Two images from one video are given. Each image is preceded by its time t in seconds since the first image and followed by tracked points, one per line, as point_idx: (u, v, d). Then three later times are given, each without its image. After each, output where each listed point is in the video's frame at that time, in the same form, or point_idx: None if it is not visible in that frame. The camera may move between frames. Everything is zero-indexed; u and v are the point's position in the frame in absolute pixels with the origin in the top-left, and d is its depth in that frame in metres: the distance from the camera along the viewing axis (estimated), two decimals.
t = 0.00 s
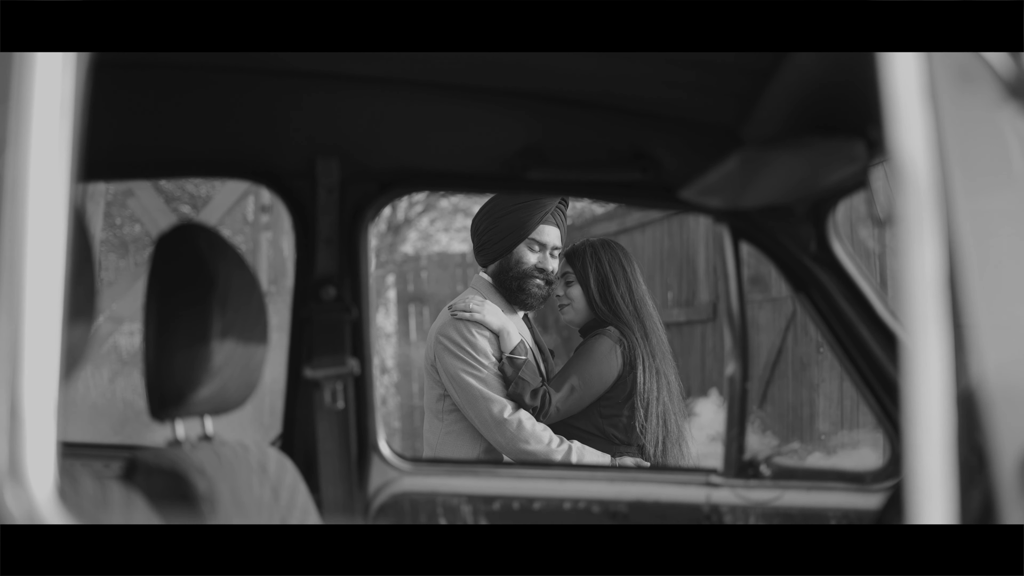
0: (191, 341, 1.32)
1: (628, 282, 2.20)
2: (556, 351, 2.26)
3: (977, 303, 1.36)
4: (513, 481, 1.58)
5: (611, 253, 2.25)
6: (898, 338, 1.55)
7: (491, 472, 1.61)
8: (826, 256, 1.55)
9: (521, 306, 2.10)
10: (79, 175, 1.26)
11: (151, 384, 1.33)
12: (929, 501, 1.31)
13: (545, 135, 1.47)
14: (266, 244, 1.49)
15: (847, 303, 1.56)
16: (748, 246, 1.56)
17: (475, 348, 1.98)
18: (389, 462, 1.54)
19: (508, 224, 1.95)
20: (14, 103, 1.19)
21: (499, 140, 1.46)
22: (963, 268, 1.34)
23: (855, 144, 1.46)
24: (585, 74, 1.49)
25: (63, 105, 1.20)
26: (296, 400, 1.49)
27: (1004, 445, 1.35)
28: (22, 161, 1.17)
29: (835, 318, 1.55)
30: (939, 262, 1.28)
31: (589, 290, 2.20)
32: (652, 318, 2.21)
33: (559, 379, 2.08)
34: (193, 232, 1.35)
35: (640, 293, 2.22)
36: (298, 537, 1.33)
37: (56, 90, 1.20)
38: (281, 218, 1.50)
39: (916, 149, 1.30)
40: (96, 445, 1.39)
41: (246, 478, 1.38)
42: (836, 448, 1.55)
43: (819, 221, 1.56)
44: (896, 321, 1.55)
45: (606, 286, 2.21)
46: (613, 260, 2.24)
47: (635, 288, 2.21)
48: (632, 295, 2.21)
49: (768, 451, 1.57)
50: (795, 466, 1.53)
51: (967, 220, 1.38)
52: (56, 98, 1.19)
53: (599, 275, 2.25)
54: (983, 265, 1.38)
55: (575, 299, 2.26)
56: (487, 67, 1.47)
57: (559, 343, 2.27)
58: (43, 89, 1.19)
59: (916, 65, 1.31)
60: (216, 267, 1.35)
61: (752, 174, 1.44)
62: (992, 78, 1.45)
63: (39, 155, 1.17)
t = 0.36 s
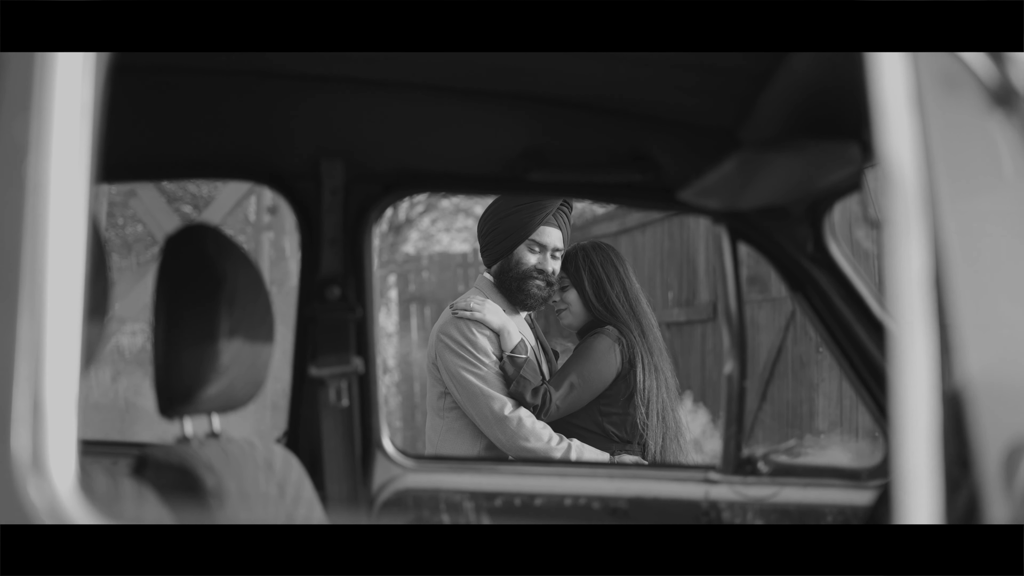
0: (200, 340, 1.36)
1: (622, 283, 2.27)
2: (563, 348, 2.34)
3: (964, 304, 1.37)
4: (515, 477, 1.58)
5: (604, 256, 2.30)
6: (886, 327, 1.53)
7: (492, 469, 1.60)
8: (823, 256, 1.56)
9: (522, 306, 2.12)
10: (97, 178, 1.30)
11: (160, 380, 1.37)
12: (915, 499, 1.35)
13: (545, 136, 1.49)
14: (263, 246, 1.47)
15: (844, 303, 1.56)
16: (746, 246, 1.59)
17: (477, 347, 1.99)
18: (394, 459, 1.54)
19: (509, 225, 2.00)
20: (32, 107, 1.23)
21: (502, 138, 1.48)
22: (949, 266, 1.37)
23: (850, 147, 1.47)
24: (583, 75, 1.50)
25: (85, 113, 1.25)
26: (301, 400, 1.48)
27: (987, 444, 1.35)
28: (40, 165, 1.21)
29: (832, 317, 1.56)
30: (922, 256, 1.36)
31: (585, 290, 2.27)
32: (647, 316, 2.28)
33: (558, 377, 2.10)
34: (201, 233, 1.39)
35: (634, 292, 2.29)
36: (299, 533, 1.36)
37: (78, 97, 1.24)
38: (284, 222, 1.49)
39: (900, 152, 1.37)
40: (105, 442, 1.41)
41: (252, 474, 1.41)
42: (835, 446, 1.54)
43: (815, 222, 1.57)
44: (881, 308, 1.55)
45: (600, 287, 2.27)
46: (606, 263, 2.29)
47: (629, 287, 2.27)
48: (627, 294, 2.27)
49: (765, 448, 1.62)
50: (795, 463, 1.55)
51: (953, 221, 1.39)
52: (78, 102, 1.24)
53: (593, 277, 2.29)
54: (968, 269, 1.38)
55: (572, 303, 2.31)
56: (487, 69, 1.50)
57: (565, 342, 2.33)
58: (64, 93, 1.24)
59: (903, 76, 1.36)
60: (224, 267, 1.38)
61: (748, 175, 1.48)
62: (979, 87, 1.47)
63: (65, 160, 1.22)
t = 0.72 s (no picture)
0: (208, 340, 1.38)
1: (617, 283, 2.29)
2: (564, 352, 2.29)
3: (954, 316, 1.37)
4: (517, 475, 1.59)
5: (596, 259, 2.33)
6: (877, 320, 1.58)
7: (495, 467, 1.62)
8: (819, 257, 1.59)
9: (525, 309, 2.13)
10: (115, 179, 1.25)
11: (169, 379, 1.39)
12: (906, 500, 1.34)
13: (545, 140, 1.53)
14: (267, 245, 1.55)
15: (840, 304, 1.59)
16: (745, 249, 1.62)
17: (479, 345, 2.02)
18: (397, 457, 1.61)
19: (514, 226, 2.01)
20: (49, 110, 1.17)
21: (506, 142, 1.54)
22: (937, 276, 1.37)
23: (847, 150, 1.50)
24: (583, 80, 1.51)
25: (106, 122, 1.18)
26: (307, 397, 1.57)
27: (977, 456, 1.36)
28: (56, 171, 1.15)
29: (829, 318, 1.59)
30: (914, 265, 1.34)
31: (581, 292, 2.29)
32: (642, 316, 2.31)
33: (558, 376, 2.12)
34: (208, 235, 1.41)
35: (629, 292, 2.31)
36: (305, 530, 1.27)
37: (98, 107, 1.18)
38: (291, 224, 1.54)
39: (890, 162, 1.36)
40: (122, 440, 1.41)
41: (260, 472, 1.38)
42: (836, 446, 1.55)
43: (812, 223, 1.60)
44: (873, 301, 1.59)
45: (596, 289, 2.29)
46: (600, 266, 2.32)
47: (624, 288, 2.29)
48: (623, 294, 2.29)
49: (763, 445, 1.64)
50: (792, 461, 1.56)
51: (944, 232, 1.38)
52: (98, 110, 1.18)
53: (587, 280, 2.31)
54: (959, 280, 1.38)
55: (569, 307, 2.32)
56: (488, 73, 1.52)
57: (564, 345, 2.29)
58: (85, 99, 1.18)
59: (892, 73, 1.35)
60: (231, 270, 1.40)
61: (746, 178, 1.51)
62: (967, 91, 1.44)
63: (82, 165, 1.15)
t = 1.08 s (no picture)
0: (214, 340, 1.30)
1: (613, 286, 2.34)
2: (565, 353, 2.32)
3: (950, 329, 1.02)
4: (518, 473, 1.60)
5: (590, 262, 2.37)
6: (867, 312, 1.57)
7: (495, 464, 1.68)
8: (816, 259, 1.61)
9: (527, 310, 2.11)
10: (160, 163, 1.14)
11: (177, 379, 1.33)
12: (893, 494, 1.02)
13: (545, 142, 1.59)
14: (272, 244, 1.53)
15: (837, 304, 1.60)
16: (742, 249, 1.66)
17: (482, 344, 2.03)
18: (400, 455, 1.67)
19: (514, 230, 2.04)
20: (48, 78, 0.87)
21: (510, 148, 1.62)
22: (928, 288, 1.03)
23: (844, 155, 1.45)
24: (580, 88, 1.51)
25: (126, 110, 0.88)
26: (312, 399, 1.63)
27: (963, 456, 1.00)
28: (70, 173, 0.85)
29: (825, 318, 1.60)
30: (905, 269, 1.03)
31: (579, 294, 2.30)
32: (638, 317, 2.35)
33: (559, 376, 2.11)
34: (215, 238, 1.36)
35: (624, 293, 2.35)
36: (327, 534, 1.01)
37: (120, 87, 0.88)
38: (298, 226, 1.60)
39: (880, 169, 1.04)
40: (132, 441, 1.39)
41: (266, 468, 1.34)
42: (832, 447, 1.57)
43: (810, 226, 1.60)
44: (864, 295, 1.59)
45: (592, 291, 2.32)
46: (595, 268, 2.35)
47: (619, 289, 2.34)
48: (619, 295, 2.33)
49: (760, 444, 1.67)
50: (789, 459, 1.60)
51: (937, 240, 1.02)
52: (116, 111, 0.87)
53: (583, 282, 2.33)
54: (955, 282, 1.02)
55: (568, 310, 2.31)
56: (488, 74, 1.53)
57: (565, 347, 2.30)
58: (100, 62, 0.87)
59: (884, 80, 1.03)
60: (240, 274, 1.34)
61: (745, 181, 1.53)
62: (955, 105, 1.04)
63: (87, 144, 0.85)
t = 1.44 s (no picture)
0: (222, 340, 1.27)
1: (611, 287, 2.36)
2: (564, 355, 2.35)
3: (935, 332, 0.94)
4: (521, 472, 1.63)
5: (587, 264, 2.38)
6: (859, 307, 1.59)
7: (498, 463, 1.70)
8: (813, 261, 1.62)
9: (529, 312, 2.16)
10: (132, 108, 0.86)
11: (185, 379, 1.30)
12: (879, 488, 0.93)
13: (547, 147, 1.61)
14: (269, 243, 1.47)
15: (834, 305, 1.61)
16: (740, 251, 1.69)
17: (483, 346, 2.05)
18: (404, 454, 1.72)
19: (520, 232, 2.06)
20: (68, 87, 0.78)
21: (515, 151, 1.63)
22: (916, 288, 0.95)
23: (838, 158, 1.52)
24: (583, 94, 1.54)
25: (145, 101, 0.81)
26: (316, 399, 1.62)
27: (951, 452, 0.91)
28: (90, 180, 0.76)
29: (821, 318, 1.61)
30: (895, 267, 0.94)
31: (578, 295, 2.32)
32: (637, 318, 2.38)
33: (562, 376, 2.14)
34: (223, 240, 1.34)
35: (621, 294, 2.38)
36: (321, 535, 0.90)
37: (138, 80, 0.80)
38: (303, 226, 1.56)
39: (869, 172, 0.94)
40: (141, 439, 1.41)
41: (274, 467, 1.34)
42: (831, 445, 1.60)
43: (806, 228, 1.63)
44: (851, 285, 1.60)
45: (591, 293, 2.33)
46: (592, 270, 2.36)
47: (616, 290, 2.36)
48: (618, 297, 2.35)
49: (758, 442, 1.70)
50: (785, 458, 1.63)
51: (924, 245, 0.95)
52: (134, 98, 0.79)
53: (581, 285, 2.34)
54: (940, 283, 0.94)
55: (568, 313, 2.33)
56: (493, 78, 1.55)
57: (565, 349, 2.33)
58: (119, 66, 0.79)
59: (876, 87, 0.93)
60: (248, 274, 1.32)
61: (743, 184, 1.61)
62: (944, 117, 0.96)
63: (106, 152, 0.77)
